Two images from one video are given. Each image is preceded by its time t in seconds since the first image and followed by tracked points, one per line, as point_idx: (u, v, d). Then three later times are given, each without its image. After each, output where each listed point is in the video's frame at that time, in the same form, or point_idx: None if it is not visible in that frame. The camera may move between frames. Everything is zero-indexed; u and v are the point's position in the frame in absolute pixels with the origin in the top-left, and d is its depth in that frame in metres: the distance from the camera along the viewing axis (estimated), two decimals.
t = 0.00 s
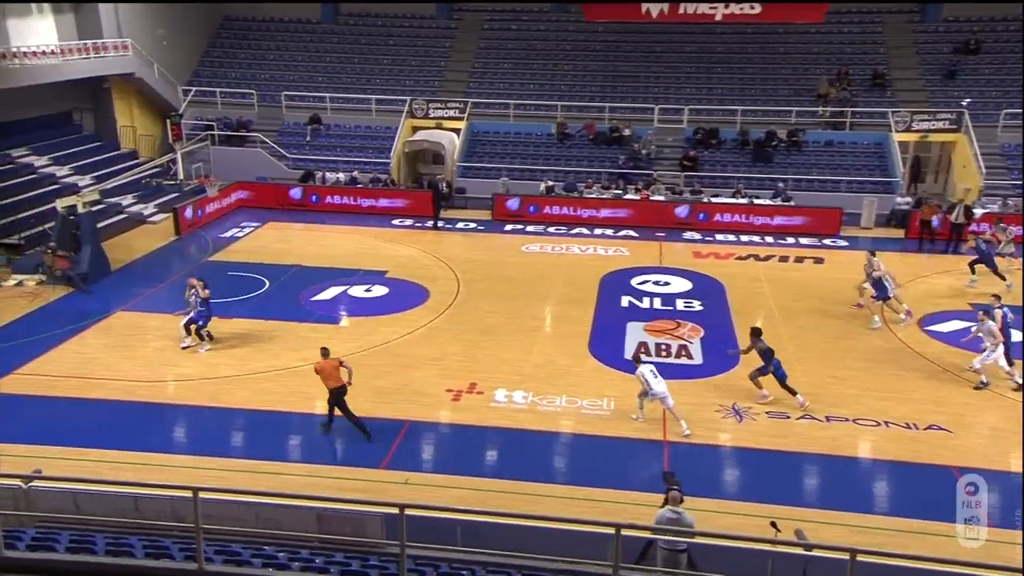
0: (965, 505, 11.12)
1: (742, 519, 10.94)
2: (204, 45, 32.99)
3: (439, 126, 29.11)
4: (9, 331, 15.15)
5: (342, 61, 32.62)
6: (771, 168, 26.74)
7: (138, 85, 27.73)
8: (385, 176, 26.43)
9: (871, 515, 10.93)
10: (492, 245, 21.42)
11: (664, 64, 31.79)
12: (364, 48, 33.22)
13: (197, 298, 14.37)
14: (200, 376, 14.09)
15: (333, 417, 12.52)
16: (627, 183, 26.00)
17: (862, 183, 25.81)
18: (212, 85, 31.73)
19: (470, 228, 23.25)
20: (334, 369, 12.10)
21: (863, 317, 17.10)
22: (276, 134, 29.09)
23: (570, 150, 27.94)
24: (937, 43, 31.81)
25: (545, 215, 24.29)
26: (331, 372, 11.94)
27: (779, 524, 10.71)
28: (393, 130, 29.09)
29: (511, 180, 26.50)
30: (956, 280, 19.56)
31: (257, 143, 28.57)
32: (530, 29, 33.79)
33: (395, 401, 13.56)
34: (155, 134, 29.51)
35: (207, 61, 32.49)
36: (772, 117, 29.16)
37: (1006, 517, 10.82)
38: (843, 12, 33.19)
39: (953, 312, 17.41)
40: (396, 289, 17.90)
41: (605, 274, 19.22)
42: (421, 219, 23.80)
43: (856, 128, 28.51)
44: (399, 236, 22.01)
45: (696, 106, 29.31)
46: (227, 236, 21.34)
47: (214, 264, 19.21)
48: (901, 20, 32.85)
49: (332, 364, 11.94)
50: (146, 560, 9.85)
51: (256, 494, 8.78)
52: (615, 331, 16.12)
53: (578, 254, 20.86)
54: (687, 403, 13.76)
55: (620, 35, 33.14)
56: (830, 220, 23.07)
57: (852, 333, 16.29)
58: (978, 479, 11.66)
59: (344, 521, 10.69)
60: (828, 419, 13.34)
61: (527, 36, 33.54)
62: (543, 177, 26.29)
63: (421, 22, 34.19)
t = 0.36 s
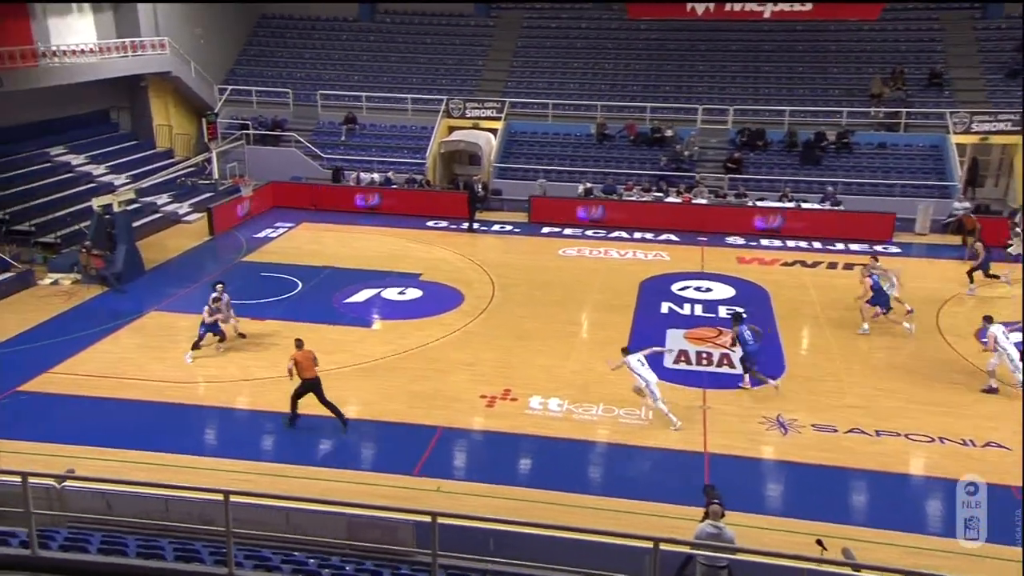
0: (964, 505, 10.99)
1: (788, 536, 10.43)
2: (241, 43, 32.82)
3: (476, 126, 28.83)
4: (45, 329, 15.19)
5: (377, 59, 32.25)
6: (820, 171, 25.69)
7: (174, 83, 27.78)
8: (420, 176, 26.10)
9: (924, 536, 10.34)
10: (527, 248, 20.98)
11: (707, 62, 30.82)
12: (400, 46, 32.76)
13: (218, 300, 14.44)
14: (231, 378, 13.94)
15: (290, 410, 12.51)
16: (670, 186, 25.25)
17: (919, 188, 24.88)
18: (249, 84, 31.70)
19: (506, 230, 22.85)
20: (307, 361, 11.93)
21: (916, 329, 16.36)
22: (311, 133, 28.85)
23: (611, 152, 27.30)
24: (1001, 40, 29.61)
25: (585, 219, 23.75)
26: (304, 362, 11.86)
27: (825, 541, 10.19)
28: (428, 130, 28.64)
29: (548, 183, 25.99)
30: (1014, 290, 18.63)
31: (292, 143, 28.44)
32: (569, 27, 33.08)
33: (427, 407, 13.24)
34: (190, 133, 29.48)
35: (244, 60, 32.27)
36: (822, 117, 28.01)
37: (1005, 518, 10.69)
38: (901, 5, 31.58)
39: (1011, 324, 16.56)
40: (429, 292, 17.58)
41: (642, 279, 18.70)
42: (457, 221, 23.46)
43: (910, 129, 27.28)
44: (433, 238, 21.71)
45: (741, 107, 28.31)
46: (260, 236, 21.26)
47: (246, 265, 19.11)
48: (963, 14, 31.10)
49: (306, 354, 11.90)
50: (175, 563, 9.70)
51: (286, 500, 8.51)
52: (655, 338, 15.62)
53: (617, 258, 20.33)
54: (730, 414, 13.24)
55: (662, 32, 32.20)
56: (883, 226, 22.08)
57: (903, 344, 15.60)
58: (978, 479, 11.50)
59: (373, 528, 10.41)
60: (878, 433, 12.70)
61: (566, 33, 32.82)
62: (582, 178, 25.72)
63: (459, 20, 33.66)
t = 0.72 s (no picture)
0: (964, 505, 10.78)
1: (828, 553, 9.88)
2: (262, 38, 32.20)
3: (502, 124, 28.21)
4: (64, 329, 15.03)
5: (402, 55, 31.53)
6: (861, 171, 24.70)
7: (195, 79, 27.52)
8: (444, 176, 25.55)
9: (974, 556, 9.74)
10: (553, 250, 20.44)
11: (743, 58, 29.76)
12: (425, 41, 32.04)
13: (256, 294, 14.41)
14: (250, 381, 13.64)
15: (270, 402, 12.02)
16: (703, 188, 24.31)
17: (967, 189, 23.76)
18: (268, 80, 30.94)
19: (532, 231, 22.32)
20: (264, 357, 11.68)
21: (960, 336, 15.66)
22: (333, 131, 28.29)
23: (641, 151, 26.30)
24: None
25: (617, 220, 23.00)
26: (258, 351, 11.55)
27: (866, 559, 9.65)
28: (453, 128, 27.95)
29: (576, 183, 25.03)
30: None
31: (314, 141, 28.05)
32: (599, 21, 32.07)
33: (450, 413, 12.85)
34: (210, 130, 29.16)
35: (266, 57, 31.75)
36: (864, 115, 26.91)
37: None
38: None
39: None
40: (452, 294, 17.16)
41: (671, 283, 18.14)
42: (482, 222, 22.99)
43: (958, 128, 26.14)
44: (456, 239, 21.27)
45: (777, 104, 27.26)
46: (280, 236, 20.99)
47: (265, 265, 18.83)
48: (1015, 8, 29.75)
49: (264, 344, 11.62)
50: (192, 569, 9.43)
51: (304, 507, 8.16)
52: (687, 344, 15.07)
53: (646, 261, 19.73)
54: (766, 424, 12.70)
55: (696, 26, 31.12)
56: (928, 227, 21.36)
57: (946, 353, 14.91)
58: (976, 479, 11.26)
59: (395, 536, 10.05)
60: (920, 446, 12.09)
61: (596, 28, 31.87)
62: (611, 178, 24.85)
63: (485, 15, 32.83)
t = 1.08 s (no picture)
0: (965, 505, 10.37)
1: (863, 568, 9.32)
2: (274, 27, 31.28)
3: (520, 118, 27.35)
4: (68, 328, 14.70)
5: (417, 44, 30.59)
6: (896, 168, 23.88)
7: (203, 71, 26.99)
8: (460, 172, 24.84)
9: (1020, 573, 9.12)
10: (571, 248, 19.86)
11: (771, 49, 28.74)
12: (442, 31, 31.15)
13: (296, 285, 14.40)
14: (258, 381, 13.20)
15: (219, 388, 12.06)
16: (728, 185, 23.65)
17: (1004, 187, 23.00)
18: (279, 71, 30.25)
19: (550, 229, 21.72)
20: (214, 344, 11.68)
21: (998, 341, 15.00)
22: (344, 124, 27.77)
23: (664, 146, 25.51)
24: None
25: (639, 218, 22.25)
26: (212, 340, 11.54)
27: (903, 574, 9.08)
28: (470, 122, 27.28)
29: (596, 179, 24.47)
30: None
31: (326, 134, 27.30)
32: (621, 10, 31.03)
33: (464, 416, 12.35)
34: (218, 124, 28.53)
35: (275, 47, 30.84)
36: (898, 109, 26.05)
37: None
38: None
39: None
40: (467, 294, 16.62)
41: (694, 283, 17.53)
42: (497, 219, 22.39)
43: (998, 122, 25.20)
44: (471, 236, 20.74)
45: (806, 96, 26.33)
46: (290, 233, 20.58)
47: (275, 263, 18.42)
48: None
49: (216, 332, 11.68)
50: None
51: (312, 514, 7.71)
52: (711, 347, 14.47)
53: (668, 260, 19.13)
54: (794, 432, 12.10)
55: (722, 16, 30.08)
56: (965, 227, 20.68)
57: (983, 358, 14.26)
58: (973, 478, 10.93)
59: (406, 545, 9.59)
60: (957, 456, 11.44)
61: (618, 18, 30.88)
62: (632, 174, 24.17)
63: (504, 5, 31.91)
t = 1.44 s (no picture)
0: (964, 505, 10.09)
1: None
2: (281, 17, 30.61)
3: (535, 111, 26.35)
4: (66, 327, 14.32)
5: (431, 36, 29.82)
6: (930, 163, 22.96)
7: (207, 61, 26.26)
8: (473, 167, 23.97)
9: None
10: (587, 247, 19.17)
11: (798, 40, 27.78)
12: (456, 22, 30.28)
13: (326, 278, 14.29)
14: (262, 383, 12.70)
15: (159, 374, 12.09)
16: (752, 180, 22.62)
17: None
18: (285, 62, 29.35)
19: (566, 226, 21.00)
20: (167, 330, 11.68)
21: None
22: (352, 117, 26.62)
23: (686, 140, 24.58)
24: None
25: (659, 216, 21.34)
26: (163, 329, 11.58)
27: None
28: (483, 115, 26.32)
29: (614, 174, 23.54)
30: None
31: (334, 127, 26.32)
32: None
33: (477, 420, 11.83)
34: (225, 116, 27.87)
35: (282, 37, 30.11)
36: (932, 102, 25.08)
37: None
38: None
39: None
40: (480, 295, 16.07)
41: (715, 283, 16.84)
42: (511, 216, 21.73)
43: None
44: (484, 234, 20.13)
45: (835, 89, 25.37)
46: (298, 230, 20.06)
47: (281, 261, 17.94)
48: None
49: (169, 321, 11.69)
50: None
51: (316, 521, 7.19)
52: (734, 350, 13.81)
53: (689, 259, 18.43)
54: (822, 439, 11.48)
55: (746, 6, 29.12)
56: (1000, 227, 19.93)
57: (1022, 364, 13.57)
58: (972, 476, 10.58)
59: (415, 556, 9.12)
60: (997, 467, 10.77)
61: (638, 7, 29.90)
62: (652, 169, 23.26)
63: None
